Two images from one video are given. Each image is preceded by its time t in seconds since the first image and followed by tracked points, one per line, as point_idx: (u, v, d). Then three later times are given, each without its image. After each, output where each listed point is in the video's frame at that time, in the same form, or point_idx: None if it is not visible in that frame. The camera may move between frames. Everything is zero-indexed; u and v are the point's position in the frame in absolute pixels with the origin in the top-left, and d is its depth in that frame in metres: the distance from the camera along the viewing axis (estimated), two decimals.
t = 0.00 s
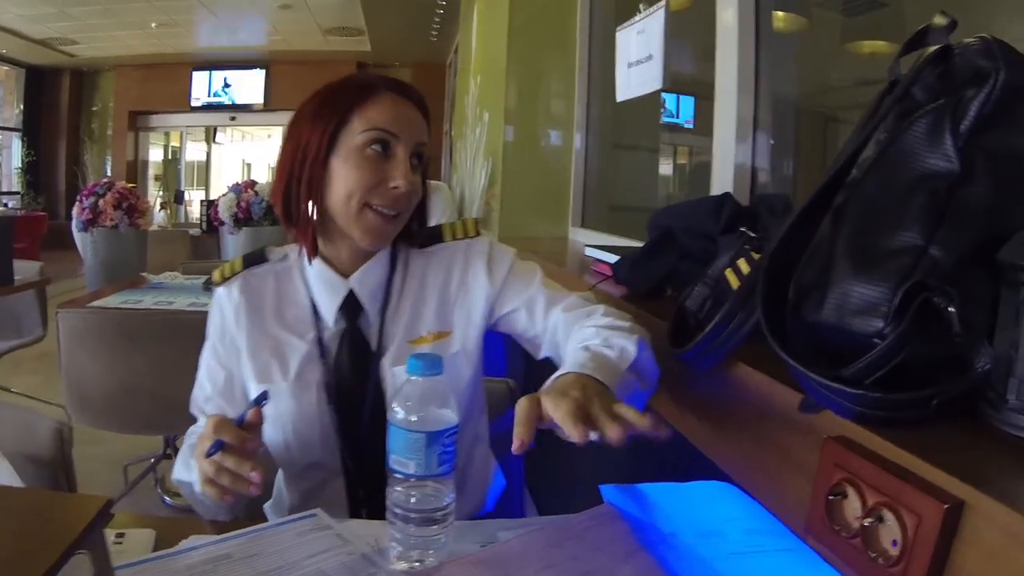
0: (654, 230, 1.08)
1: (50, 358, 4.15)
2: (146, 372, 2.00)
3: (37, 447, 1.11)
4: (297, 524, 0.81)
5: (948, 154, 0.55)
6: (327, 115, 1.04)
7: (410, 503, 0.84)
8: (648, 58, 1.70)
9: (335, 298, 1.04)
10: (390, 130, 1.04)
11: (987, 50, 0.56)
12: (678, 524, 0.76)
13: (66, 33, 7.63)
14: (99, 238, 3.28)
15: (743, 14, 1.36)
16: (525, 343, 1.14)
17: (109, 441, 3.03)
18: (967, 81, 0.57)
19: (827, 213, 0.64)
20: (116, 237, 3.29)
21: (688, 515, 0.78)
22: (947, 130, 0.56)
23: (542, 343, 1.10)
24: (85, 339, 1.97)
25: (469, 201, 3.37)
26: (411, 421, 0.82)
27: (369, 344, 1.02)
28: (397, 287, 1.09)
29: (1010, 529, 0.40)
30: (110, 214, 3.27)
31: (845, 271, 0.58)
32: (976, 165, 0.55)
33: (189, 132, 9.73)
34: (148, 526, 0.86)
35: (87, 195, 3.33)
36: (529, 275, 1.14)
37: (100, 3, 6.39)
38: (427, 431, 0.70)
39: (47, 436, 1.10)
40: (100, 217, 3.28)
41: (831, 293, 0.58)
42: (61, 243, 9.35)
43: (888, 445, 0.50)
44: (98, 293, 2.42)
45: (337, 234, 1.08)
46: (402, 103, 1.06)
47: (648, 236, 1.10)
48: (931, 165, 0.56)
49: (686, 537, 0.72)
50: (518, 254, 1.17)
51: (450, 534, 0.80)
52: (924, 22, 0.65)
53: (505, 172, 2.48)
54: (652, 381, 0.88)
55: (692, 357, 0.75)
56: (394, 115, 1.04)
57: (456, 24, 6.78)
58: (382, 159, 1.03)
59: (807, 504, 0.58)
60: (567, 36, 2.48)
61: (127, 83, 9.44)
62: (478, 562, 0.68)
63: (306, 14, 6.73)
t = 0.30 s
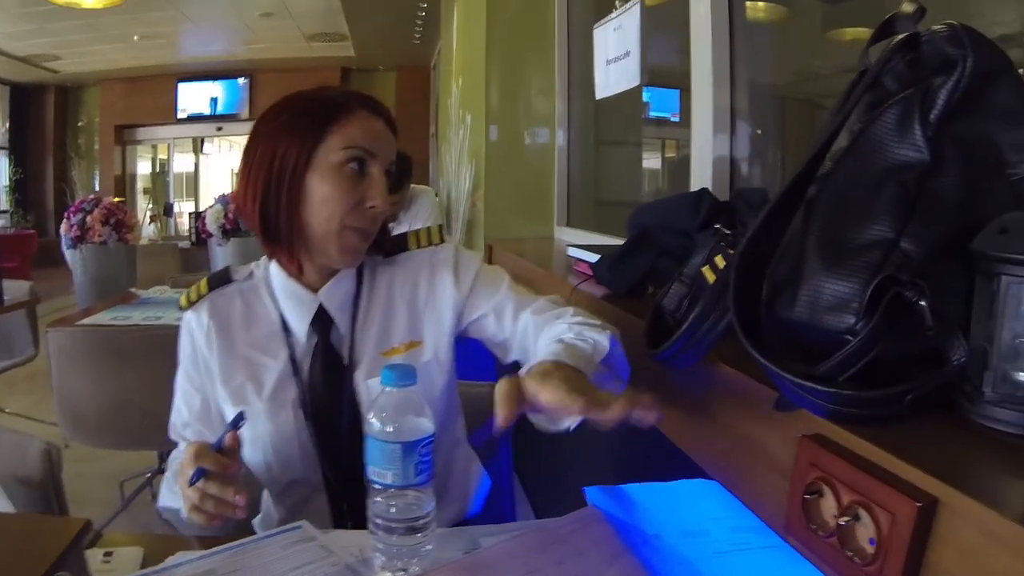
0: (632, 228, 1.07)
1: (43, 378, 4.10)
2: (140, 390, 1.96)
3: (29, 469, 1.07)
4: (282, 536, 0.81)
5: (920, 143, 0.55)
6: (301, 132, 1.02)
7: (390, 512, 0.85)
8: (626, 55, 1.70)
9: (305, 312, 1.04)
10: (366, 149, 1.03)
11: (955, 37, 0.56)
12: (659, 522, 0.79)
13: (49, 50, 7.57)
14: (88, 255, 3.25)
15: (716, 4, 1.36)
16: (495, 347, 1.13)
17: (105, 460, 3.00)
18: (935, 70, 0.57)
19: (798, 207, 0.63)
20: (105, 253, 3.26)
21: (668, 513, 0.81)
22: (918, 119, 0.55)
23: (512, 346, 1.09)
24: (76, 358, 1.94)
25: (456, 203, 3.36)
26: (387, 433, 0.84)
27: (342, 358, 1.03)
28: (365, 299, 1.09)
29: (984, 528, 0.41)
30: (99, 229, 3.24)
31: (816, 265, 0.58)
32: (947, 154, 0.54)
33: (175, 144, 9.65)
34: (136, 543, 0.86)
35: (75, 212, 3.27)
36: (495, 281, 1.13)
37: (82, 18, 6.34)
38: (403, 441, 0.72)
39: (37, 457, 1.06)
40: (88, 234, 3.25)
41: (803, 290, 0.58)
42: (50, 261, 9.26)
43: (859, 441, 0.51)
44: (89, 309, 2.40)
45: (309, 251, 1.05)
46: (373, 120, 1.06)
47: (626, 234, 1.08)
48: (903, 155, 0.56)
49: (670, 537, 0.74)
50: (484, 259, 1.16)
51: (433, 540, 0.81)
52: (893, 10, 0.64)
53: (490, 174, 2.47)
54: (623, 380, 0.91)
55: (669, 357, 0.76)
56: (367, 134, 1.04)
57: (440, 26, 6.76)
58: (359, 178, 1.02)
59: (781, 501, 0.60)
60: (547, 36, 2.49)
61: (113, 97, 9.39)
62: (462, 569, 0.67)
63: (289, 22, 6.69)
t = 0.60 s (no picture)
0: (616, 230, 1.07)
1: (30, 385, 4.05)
2: (128, 396, 1.94)
3: (14, 476, 1.05)
4: (268, 541, 0.80)
5: (896, 143, 0.55)
6: (273, 135, 1.01)
7: (373, 516, 0.85)
8: (606, 55, 1.69)
9: (283, 320, 1.04)
10: (339, 150, 1.03)
11: (930, 35, 0.56)
12: (643, 523, 0.79)
13: (29, 54, 7.48)
14: (73, 261, 3.21)
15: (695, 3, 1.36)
16: (475, 350, 1.13)
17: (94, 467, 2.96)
18: (910, 69, 0.57)
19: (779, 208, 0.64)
20: (90, 259, 3.23)
21: (654, 514, 0.81)
22: (894, 119, 0.55)
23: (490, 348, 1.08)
24: (63, 365, 1.92)
25: (442, 205, 3.35)
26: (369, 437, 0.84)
27: (320, 364, 1.03)
28: (343, 304, 1.09)
29: (964, 528, 0.41)
30: (84, 235, 3.21)
31: (795, 266, 0.58)
32: (925, 153, 0.54)
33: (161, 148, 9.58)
34: (121, 550, 0.85)
35: (59, 218, 3.26)
36: (471, 283, 1.12)
37: (64, 23, 6.28)
38: (385, 445, 0.72)
39: (23, 464, 1.05)
40: (73, 240, 3.21)
41: (782, 290, 0.59)
42: (36, 267, 9.17)
43: (842, 441, 0.51)
44: (75, 316, 2.38)
45: (285, 256, 1.04)
46: (344, 123, 1.06)
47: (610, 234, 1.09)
48: (879, 155, 0.56)
49: (654, 539, 0.74)
50: (460, 262, 1.16)
51: (418, 543, 0.80)
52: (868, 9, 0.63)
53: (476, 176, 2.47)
54: (600, 378, 0.91)
55: (651, 359, 0.76)
56: (339, 136, 1.04)
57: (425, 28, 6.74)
58: (334, 179, 1.02)
59: (765, 500, 0.60)
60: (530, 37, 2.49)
61: (97, 101, 9.30)
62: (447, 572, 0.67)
63: (273, 25, 6.65)
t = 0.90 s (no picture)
0: (629, 235, 1.08)
1: (48, 388, 4.10)
2: (143, 399, 1.97)
3: (32, 480, 1.07)
4: (284, 545, 0.81)
5: (906, 149, 0.55)
6: (284, 142, 1.03)
7: (388, 520, 0.86)
8: (620, 61, 1.69)
9: (292, 327, 1.04)
10: (348, 159, 1.04)
11: (940, 41, 0.56)
12: (655, 528, 0.79)
13: (46, 60, 7.58)
14: (89, 266, 3.25)
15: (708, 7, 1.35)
16: (485, 356, 1.14)
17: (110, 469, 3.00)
18: (921, 75, 0.57)
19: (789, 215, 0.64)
20: (106, 264, 3.27)
21: (666, 520, 0.82)
22: (903, 125, 0.55)
23: (503, 356, 1.09)
24: (79, 368, 1.95)
25: (455, 210, 3.37)
26: (384, 441, 0.85)
27: (330, 369, 1.04)
28: (352, 310, 1.10)
29: (974, 532, 0.41)
30: (100, 241, 3.25)
31: (806, 272, 0.58)
32: (935, 158, 0.55)
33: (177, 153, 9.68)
34: (140, 552, 0.86)
35: (75, 223, 3.31)
36: (482, 290, 1.13)
37: (82, 29, 6.39)
38: (400, 450, 0.73)
39: (41, 468, 1.07)
40: (89, 245, 3.26)
41: (793, 296, 0.59)
42: (53, 271, 9.28)
43: (851, 445, 0.52)
44: (91, 320, 2.41)
45: (294, 263, 1.06)
46: (356, 134, 1.07)
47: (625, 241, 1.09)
48: (889, 161, 0.56)
49: (666, 544, 0.74)
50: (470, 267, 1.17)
51: (433, 548, 0.81)
52: (880, 14, 0.64)
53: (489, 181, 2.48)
54: (614, 386, 0.91)
55: (664, 364, 0.76)
56: (350, 145, 1.05)
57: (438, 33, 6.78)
58: (342, 188, 1.03)
59: (778, 506, 0.61)
60: (542, 42, 2.50)
61: (112, 107, 9.41)
62: None
63: (287, 30, 6.71)
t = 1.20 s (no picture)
0: (656, 247, 1.08)
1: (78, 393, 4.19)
2: (170, 405, 2.01)
3: (64, 483, 1.10)
4: (312, 552, 0.82)
5: (933, 159, 0.55)
6: (310, 158, 1.05)
7: (416, 528, 0.87)
8: (647, 71, 1.70)
9: (322, 338, 1.06)
10: (374, 173, 1.06)
11: (965, 50, 0.56)
12: (682, 539, 0.79)
13: (79, 72, 7.78)
14: (119, 274, 3.34)
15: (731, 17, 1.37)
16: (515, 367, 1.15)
17: (137, 473, 3.05)
18: (947, 84, 0.57)
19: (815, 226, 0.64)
20: (136, 272, 3.35)
21: (694, 532, 0.82)
22: (930, 135, 0.56)
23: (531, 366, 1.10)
24: (109, 374, 1.99)
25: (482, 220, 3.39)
26: (413, 450, 0.86)
27: (359, 379, 1.06)
28: (381, 321, 1.12)
29: (1001, 545, 0.41)
30: (129, 250, 3.34)
31: (832, 283, 0.59)
32: (962, 167, 0.55)
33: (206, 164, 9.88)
34: (168, 557, 0.88)
35: (105, 232, 3.40)
36: (511, 301, 1.14)
37: (111, 41, 6.56)
38: (429, 459, 0.74)
39: (71, 472, 1.09)
40: (119, 254, 3.35)
41: (820, 307, 0.59)
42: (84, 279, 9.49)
43: (878, 457, 0.52)
44: (121, 327, 2.46)
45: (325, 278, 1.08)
46: (381, 146, 1.09)
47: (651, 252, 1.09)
48: (916, 171, 0.56)
49: (692, 555, 0.75)
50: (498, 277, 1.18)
51: (459, 557, 0.82)
52: (905, 22, 0.64)
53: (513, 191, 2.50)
54: (642, 392, 0.93)
55: (690, 375, 0.77)
56: (376, 159, 1.07)
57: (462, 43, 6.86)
58: (370, 203, 1.05)
59: (804, 518, 0.61)
60: (567, 53, 2.52)
61: (143, 118, 9.62)
62: None
63: (314, 41, 6.82)
